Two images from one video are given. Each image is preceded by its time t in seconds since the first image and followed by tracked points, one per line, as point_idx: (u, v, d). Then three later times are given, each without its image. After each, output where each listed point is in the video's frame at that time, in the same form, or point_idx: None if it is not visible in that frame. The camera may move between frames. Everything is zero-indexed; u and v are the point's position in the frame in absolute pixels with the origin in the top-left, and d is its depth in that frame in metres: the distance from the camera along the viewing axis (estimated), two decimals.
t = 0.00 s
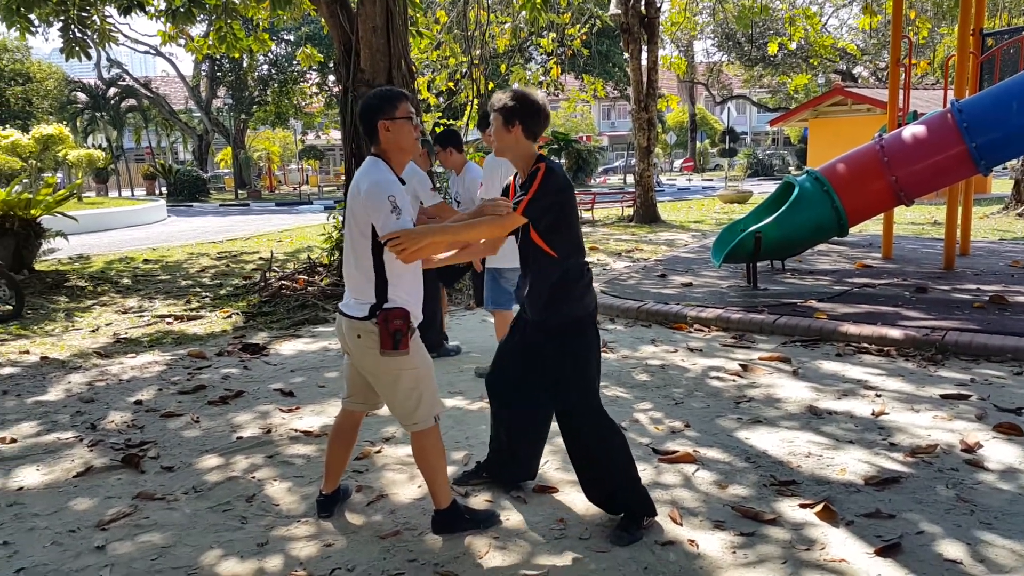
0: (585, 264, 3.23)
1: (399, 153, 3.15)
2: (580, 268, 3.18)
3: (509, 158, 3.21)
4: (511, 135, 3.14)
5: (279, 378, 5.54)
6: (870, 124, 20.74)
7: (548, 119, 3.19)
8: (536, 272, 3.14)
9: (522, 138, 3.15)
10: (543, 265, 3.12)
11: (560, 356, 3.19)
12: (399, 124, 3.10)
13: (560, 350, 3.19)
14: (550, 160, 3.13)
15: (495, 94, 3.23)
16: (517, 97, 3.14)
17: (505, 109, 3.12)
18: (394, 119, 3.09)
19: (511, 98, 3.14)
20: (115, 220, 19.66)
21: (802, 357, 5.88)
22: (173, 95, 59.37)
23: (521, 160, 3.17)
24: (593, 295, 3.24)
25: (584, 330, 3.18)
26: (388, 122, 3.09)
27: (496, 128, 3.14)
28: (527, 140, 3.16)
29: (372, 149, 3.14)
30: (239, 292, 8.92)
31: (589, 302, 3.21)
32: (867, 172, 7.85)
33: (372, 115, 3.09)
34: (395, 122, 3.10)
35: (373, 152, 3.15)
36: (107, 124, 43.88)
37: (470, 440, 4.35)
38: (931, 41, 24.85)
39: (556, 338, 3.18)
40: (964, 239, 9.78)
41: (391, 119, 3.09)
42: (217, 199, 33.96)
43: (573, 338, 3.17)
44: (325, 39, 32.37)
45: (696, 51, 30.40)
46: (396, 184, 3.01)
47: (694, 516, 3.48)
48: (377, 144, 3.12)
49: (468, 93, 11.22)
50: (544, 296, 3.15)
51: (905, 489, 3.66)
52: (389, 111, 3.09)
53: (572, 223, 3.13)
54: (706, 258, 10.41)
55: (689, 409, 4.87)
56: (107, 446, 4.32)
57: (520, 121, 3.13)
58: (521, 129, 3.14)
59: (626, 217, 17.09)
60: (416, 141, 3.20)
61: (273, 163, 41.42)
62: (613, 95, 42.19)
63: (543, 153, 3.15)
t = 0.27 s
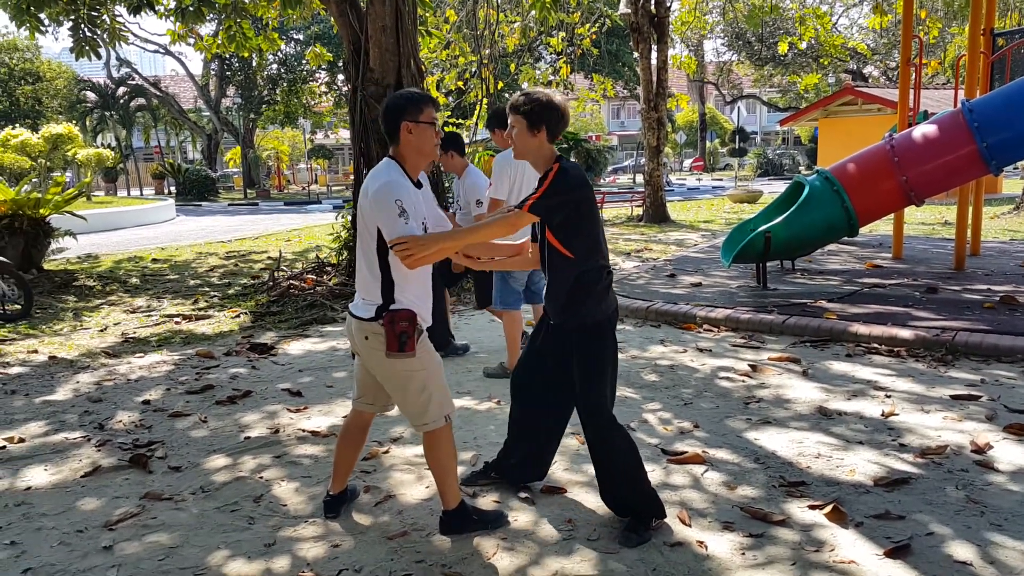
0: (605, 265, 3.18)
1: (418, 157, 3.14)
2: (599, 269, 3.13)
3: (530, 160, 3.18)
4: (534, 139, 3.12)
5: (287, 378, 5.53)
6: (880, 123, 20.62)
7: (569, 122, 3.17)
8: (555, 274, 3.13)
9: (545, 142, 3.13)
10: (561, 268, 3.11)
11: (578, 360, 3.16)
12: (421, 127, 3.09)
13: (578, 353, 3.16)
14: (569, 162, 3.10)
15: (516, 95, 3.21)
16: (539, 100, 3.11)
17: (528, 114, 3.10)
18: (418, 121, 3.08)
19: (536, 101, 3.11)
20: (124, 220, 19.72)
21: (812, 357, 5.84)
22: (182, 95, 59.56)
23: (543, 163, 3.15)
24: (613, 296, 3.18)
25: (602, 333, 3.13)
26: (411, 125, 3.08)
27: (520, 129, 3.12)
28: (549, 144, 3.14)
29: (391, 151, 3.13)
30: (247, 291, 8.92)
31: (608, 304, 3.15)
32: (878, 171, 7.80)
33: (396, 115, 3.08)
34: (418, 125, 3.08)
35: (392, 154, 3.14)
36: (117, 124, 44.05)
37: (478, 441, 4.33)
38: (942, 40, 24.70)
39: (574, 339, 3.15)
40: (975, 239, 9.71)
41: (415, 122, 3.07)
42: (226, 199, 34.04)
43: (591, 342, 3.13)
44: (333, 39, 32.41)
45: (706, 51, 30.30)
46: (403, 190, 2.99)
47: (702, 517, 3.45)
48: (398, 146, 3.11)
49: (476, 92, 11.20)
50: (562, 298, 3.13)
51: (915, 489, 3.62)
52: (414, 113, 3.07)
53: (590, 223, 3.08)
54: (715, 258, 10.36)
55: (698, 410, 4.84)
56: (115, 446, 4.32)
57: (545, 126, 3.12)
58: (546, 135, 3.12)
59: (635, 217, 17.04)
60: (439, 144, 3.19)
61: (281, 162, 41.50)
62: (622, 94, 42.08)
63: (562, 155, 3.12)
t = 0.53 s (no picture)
0: (618, 270, 3.17)
1: (436, 164, 3.10)
2: (611, 273, 3.12)
3: (544, 162, 3.17)
4: (551, 141, 3.11)
5: (289, 376, 5.53)
6: (885, 123, 20.57)
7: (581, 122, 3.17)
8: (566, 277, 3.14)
9: (561, 145, 3.12)
10: (572, 272, 3.10)
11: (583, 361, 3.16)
12: (444, 133, 3.06)
13: (584, 355, 3.15)
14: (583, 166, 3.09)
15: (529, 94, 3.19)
16: (555, 101, 3.10)
17: (545, 115, 3.09)
18: (441, 127, 3.05)
19: (552, 102, 3.10)
20: (127, 216, 19.73)
21: (815, 357, 5.83)
22: (186, 91, 59.59)
23: (558, 165, 3.15)
24: (623, 301, 3.16)
25: (609, 336, 3.12)
26: (434, 129, 3.04)
27: (534, 132, 3.11)
28: (564, 147, 3.14)
29: (410, 153, 3.10)
30: (249, 289, 8.93)
31: (617, 308, 3.14)
32: (882, 172, 7.79)
33: (418, 119, 3.04)
34: (441, 130, 3.05)
35: (410, 156, 3.10)
36: (120, 120, 44.06)
37: (480, 439, 4.33)
38: (947, 40, 24.64)
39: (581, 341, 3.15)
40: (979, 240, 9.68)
41: (438, 126, 3.04)
42: (229, 196, 34.06)
43: (599, 344, 3.12)
44: (337, 36, 32.40)
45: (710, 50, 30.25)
46: (423, 194, 2.95)
47: (703, 517, 3.45)
48: (417, 149, 3.07)
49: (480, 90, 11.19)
50: (572, 300, 3.13)
51: (916, 491, 3.61)
52: (438, 118, 3.04)
53: (604, 229, 3.07)
54: (718, 257, 10.34)
55: (700, 410, 4.83)
56: (116, 443, 4.32)
57: (562, 128, 3.11)
58: (562, 136, 3.12)
59: (638, 216, 17.02)
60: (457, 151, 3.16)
61: (285, 160, 41.52)
62: (625, 93, 42.03)
63: (576, 158, 3.12)
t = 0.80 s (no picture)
0: (630, 274, 3.16)
1: (459, 178, 3.10)
2: (623, 278, 3.11)
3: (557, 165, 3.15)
4: (565, 146, 3.10)
5: (292, 377, 5.53)
6: (887, 121, 20.53)
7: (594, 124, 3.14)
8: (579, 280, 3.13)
9: (574, 149, 3.11)
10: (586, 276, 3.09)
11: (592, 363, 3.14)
12: (470, 151, 3.07)
13: (594, 357, 3.14)
14: (599, 170, 3.08)
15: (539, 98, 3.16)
16: (569, 104, 3.07)
17: (559, 120, 3.07)
18: (468, 146, 3.06)
19: (567, 105, 3.07)
20: (129, 218, 19.76)
21: (818, 356, 5.82)
22: (188, 93, 59.66)
23: (573, 170, 3.13)
24: (635, 306, 3.16)
25: (620, 340, 3.11)
26: (462, 147, 3.05)
27: (549, 136, 3.09)
28: (576, 150, 3.12)
29: (433, 165, 3.08)
30: (252, 290, 8.93)
31: (628, 314, 3.13)
32: (884, 169, 7.77)
33: (446, 136, 3.04)
34: (469, 148, 3.06)
35: (432, 168, 3.09)
36: (122, 122, 44.11)
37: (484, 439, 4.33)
38: (949, 37, 24.60)
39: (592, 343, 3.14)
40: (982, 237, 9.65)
41: (467, 145, 3.05)
42: (232, 197, 34.09)
43: (608, 346, 3.11)
44: (338, 37, 32.41)
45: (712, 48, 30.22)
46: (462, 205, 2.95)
47: (708, 517, 3.44)
48: (443, 163, 3.07)
49: (482, 90, 11.18)
50: (584, 303, 3.13)
51: (921, 489, 3.61)
52: (468, 136, 3.05)
53: (620, 235, 3.07)
54: (721, 256, 10.33)
55: (704, 409, 4.82)
56: (120, 445, 4.33)
57: (576, 132, 3.09)
58: (575, 140, 3.11)
59: (640, 215, 17.00)
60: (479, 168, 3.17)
61: (287, 161, 41.56)
62: (628, 93, 42.01)
63: (592, 161, 3.10)
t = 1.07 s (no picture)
0: (642, 285, 3.16)
1: (467, 200, 3.08)
2: (636, 288, 3.12)
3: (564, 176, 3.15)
4: (571, 156, 3.08)
5: (291, 378, 5.52)
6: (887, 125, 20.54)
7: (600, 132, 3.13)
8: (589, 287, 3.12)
9: (582, 158, 3.10)
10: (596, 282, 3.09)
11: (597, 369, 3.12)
12: (481, 173, 3.04)
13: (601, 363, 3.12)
14: (607, 179, 3.07)
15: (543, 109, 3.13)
16: (574, 115, 3.07)
17: (564, 132, 3.05)
18: (479, 168, 3.03)
19: (573, 116, 3.07)
20: (129, 218, 19.73)
21: (817, 359, 5.82)
22: (189, 93, 59.63)
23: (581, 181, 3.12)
24: (645, 318, 3.16)
25: (628, 349, 3.10)
26: (474, 169, 3.03)
27: (556, 148, 3.08)
28: (584, 158, 3.11)
29: (440, 183, 3.05)
30: (252, 291, 8.92)
31: (638, 324, 3.13)
32: (884, 173, 7.77)
33: (458, 158, 3.02)
34: (480, 171, 3.03)
35: (440, 186, 3.05)
36: (123, 122, 44.10)
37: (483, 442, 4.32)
38: (949, 41, 24.62)
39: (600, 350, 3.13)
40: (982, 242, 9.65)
41: (479, 167, 3.03)
42: (232, 197, 34.07)
43: (617, 353, 3.09)
44: (339, 38, 32.41)
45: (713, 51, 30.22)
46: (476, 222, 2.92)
47: (706, 519, 3.43)
48: (454, 183, 3.03)
49: (483, 92, 11.18)
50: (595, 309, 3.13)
51: (919, 492, 3.60)
52: (480, 159, 3.02)
53: (631, 245, 3.07)
54: (721, 259, 10.33)
55: (703, 411, 4.81)
56: (118, 446, 4.31)
57: (582, 141, 3.08)
58: (582, 150, 3.09)
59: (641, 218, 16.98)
60: (486, 190, 3.15)
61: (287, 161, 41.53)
62: (629, 95, 42.01)
63: (601, 171, 3.09)
